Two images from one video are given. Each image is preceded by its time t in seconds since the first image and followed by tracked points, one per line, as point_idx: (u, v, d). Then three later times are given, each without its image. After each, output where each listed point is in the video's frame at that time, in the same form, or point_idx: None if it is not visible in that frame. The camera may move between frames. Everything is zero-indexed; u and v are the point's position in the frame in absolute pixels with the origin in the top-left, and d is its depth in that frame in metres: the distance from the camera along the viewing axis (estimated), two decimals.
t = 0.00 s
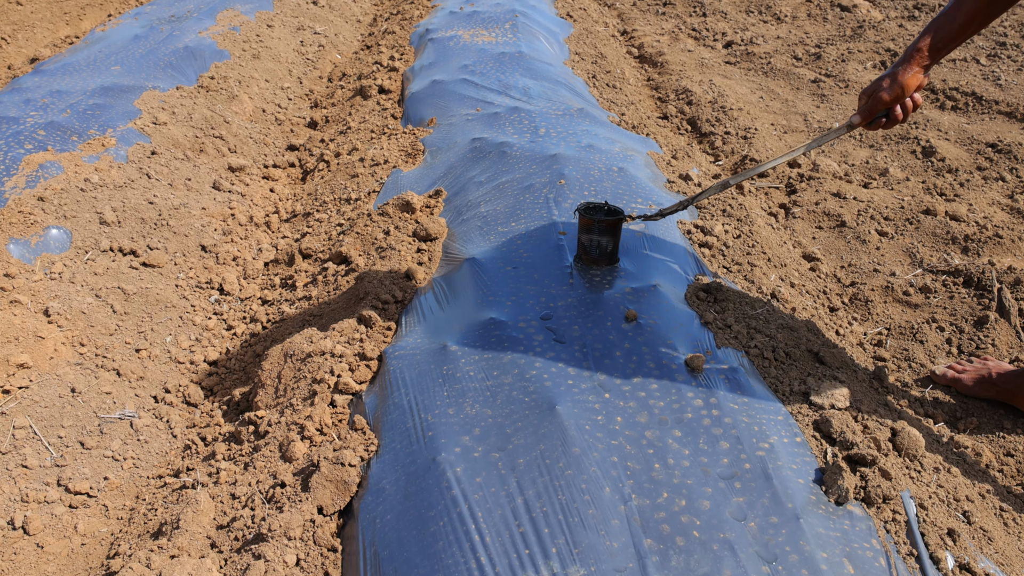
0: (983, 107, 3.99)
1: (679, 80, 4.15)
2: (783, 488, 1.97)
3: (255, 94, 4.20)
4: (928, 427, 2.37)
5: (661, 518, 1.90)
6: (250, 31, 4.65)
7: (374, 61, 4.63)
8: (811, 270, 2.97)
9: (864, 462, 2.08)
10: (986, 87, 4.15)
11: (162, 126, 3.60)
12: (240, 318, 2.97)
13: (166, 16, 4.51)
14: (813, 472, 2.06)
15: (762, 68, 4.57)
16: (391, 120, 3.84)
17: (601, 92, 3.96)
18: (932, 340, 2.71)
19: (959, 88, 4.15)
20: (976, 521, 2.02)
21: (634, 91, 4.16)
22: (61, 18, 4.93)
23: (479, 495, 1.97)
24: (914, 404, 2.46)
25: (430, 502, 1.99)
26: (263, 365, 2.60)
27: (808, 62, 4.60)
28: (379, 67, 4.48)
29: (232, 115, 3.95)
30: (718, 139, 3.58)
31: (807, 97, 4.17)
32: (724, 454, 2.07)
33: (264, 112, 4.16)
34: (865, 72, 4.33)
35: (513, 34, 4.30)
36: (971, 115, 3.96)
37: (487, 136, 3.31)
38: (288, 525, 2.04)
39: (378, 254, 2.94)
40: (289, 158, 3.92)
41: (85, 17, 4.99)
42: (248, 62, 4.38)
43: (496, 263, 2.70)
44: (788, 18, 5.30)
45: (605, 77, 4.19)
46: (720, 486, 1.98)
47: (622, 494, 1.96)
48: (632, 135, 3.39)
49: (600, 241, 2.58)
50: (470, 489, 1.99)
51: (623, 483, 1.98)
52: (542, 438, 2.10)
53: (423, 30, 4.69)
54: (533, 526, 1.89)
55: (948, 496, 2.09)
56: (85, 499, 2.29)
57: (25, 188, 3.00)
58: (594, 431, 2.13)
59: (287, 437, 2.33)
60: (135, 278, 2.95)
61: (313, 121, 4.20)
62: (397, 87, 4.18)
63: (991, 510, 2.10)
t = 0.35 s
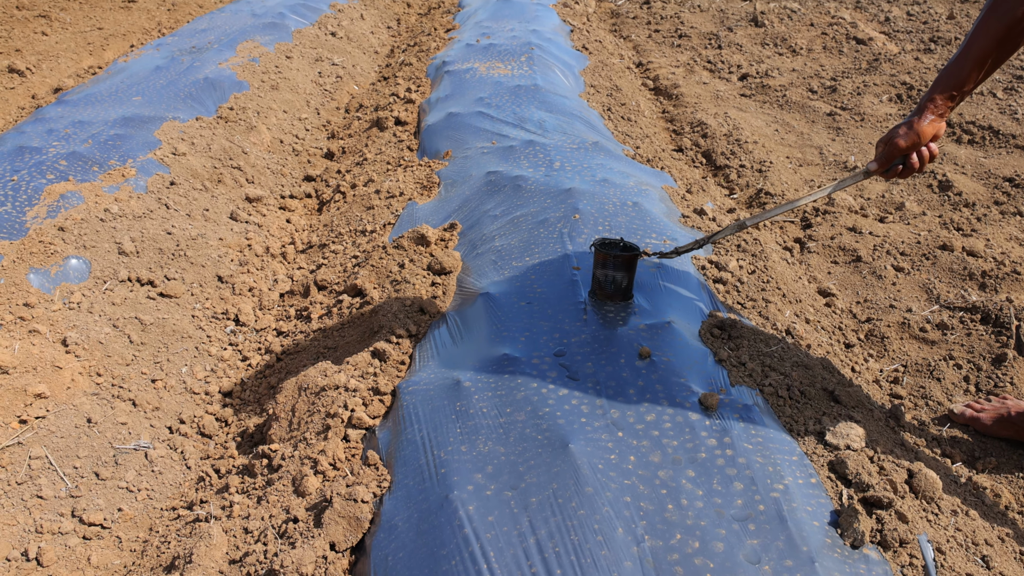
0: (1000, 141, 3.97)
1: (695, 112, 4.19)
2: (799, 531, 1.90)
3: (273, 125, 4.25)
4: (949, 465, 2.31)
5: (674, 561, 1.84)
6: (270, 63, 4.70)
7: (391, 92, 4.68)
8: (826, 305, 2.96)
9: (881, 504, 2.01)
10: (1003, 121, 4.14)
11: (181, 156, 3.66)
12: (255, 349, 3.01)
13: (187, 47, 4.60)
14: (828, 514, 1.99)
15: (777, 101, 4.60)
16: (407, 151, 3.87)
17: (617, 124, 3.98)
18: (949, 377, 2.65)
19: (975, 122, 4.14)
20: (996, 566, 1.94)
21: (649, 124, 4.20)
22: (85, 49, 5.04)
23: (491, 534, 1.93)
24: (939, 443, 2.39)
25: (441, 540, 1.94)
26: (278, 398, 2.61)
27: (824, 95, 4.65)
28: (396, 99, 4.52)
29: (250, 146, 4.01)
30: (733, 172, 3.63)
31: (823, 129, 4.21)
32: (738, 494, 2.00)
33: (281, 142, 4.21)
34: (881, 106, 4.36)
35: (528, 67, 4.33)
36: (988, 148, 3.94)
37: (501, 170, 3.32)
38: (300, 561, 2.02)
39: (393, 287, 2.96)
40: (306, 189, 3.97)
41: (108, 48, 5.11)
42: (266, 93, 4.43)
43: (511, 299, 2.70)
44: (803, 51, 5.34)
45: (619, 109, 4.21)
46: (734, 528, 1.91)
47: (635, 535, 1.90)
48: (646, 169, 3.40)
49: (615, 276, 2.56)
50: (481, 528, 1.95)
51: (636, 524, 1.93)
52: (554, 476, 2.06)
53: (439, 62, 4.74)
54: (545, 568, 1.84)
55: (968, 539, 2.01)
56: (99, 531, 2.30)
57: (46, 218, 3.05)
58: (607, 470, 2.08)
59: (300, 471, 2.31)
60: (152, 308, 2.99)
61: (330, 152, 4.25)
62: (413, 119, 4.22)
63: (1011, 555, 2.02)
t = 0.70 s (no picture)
0: (997, 165, 3.98)
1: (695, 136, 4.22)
2: (793, 560, 1.88)
3: (274, 149, 4.28)
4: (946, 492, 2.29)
5: None
6: (271, 86, 4.73)
7: (392, 116, 4.71)
8: (824, 330, 2.95)
9: (875, 532, 1.99)
10: (1001, 146, 4.15)
11: (181, 180, 3.69)
12: (252, 374, 3.02)
13: (189, 71, 4.64)
14: (822, 542, 1.97)
15: (776, 125, 4.64)
16: (406, 176, 3.89)
17: (616, 149, 4.00)
18: (946, 403, 2.63)
19: (973, 146, 4.15)
20: None
21: (648, 148, 4.23)
22: (88, 73, 5.09)
23: (484, 563, 1.91)
24: (938, 469, 2.37)
25: (435, 569, 1.92)
26: (274, 425, 2.60)
27: (823, 119, 4.69)
28: (396, 123, 4.54)
29: (251, 170, 4.04)
30: (732, 196, 3.67)
31: (822, 153, 4.26)
32: (732, 522, 1.99)
33: (282, 166, 4.23)
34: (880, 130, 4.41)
35: (528, 91, 4.35)
36: (986, 173, 3.95)
37: (500, 195, 3.33)
38: None
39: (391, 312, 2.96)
40: (306, 214, 3.99)
41: (110, 71, 5.16)
42: (268, 116, 4.46)
43: (508, 325, 2.70)
44: (802, 75, 5.39)
45: (618, 134, 4.24)
46: (728, 557, 1.89)
47: (629, 564, 1.88)
48: (644, 194, 3.41)
49: (612, 265, 2.52)
50: (475, 557, 1.93)
51: (630, 553, 1.91)
52: (549, 503, 2.04)
53: (439, 86, 4.77)
54: None
55: (964, 568, 1.98)
56: (93, 558, 2.27)
57: (44, 243, 3.07)
58: (602, 498, 2.06)
59: (295, 498, 2.29)
60: (150, 333, 3.00)
61: (330, 176, 4.28)
62: (413, 143, 4.24)
63: None
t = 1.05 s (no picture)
0: (990, 184, 4.02)
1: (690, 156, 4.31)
2: None
3: (269, 171, 4.31)
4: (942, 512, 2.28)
5: None
6: (267, 107, 4.78)
7: (387, 137, 4.73)
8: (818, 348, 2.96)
9: (868, 552, 1.99)
10: (993, 165, 4.19)
11: (176, 202, 3.70)
12: (246, 395, 3.01)
13: (185, 92, 4.67)
14: (815, 563, 1.98)
15: (770, 144, 4.69)
16: (401, 197, 3.91)
17: (610, 169, 4.03)
18: (940, 422, 2.63)
19: (965, 165, 4.18)
20: None
21: (642, 168, 4.26)
22: (83, 95, 5.12)
23: None
24: (934, 488, 2.36)
25: None
26: (268, 447, 2.59)
27: (817, 138, 4.75)
28: (391, 143, 4.57)
29: (246, 191, 4.06)
30: (726, 217, 3.76)
31: (816, 173, 4.33)
32: (725, 543, 1.99)
33: (277, 187, 4.27)
34: (873, 150, 4.48)
35: (522, 112, 4.38)
36: (979, 192, 3.98)
37: (494, 216, 3.34)
38: None
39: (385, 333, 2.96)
40: (301, 234, 4.01)
41: (106, 93, 5.18)
42: (263, 138, 4.50)
43: (502, 346, 2.70)
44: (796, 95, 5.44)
45: (613, 154, 4.27)
46: None
47: None
48: (638, 215, 3.44)
49: (612, 114, 2.84)
50: None
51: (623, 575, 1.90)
52: (542, 526, 2.03)
53: (434, 107, 4.80)
54: None
55: None
56: None
57: (39, 264, 3.08)
58: (595, 519, 2.05)
59: (289, 520, 2.28)
60: (144, 354, 3.00)
61: (326, 197, 4.30)
62: (409, 164, 4.26)
63: None
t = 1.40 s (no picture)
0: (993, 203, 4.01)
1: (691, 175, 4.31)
2: None
3: (271, 190, 4.33)
4: (952, 536, 2.25)
5: None
6: (269, 127, 4.81)
7: (389, 157, 4.74)
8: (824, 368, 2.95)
9: None
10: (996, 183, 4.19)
11: (179, 222, 3.71)
12: (249, 416, 3.00)
13: (188, 113, 4.69)
14: None
15: (772, 163, 4.70)
16: (403, 217, 3.90)
17: (612, 188, 4.03)
18: (946, 444, 2.61)
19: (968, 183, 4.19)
20: None
21: (644, 187, 4.27)
22: (87, 115, 5.14)
23: None
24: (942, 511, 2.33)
25: None
26: (271, 470, 2.57)
27: (819, 156, 4.76)
28: (394, 163, 4.58)
29: (248, 212, 4.07)
30: (728, 236, 3.76)
31: (818, 192, 4.33)
32: (732, 570, 1.96)
33: (279, 207, 4.28)
34: (875, 168, 4.48)
35: (524, 131, 4.39)
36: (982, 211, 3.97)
37: (497, 237, 3.33)
38: None
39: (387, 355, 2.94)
40: (303, 254, 4.01)
41: (110, 112, 5.20)
42: (266, 157, 4.52)
43: (505, 369, 2.69)
44: (797, 113, 5.46)
45: (615, 173, 4.28)
46: None
47: None
48: (640, 235, 3.45)
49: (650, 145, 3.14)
50: None
51: None
52: (547, 551, 2.00)
53: (436, 127, 4.81)
54: None
55: None
56: None
57: (43, 285, 3.08)
58: (600, 545, 2.03)
59: (291, 544, 2.26)
60: (147, 376, 2.99)
61: (328, 217, 4.31)
62: (411, 183, 4.26)
63: None
